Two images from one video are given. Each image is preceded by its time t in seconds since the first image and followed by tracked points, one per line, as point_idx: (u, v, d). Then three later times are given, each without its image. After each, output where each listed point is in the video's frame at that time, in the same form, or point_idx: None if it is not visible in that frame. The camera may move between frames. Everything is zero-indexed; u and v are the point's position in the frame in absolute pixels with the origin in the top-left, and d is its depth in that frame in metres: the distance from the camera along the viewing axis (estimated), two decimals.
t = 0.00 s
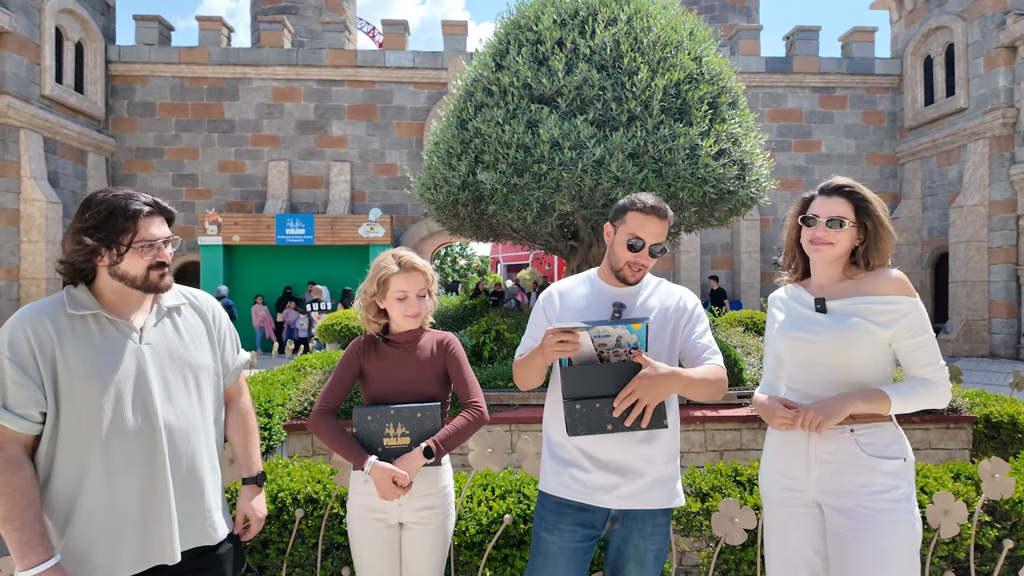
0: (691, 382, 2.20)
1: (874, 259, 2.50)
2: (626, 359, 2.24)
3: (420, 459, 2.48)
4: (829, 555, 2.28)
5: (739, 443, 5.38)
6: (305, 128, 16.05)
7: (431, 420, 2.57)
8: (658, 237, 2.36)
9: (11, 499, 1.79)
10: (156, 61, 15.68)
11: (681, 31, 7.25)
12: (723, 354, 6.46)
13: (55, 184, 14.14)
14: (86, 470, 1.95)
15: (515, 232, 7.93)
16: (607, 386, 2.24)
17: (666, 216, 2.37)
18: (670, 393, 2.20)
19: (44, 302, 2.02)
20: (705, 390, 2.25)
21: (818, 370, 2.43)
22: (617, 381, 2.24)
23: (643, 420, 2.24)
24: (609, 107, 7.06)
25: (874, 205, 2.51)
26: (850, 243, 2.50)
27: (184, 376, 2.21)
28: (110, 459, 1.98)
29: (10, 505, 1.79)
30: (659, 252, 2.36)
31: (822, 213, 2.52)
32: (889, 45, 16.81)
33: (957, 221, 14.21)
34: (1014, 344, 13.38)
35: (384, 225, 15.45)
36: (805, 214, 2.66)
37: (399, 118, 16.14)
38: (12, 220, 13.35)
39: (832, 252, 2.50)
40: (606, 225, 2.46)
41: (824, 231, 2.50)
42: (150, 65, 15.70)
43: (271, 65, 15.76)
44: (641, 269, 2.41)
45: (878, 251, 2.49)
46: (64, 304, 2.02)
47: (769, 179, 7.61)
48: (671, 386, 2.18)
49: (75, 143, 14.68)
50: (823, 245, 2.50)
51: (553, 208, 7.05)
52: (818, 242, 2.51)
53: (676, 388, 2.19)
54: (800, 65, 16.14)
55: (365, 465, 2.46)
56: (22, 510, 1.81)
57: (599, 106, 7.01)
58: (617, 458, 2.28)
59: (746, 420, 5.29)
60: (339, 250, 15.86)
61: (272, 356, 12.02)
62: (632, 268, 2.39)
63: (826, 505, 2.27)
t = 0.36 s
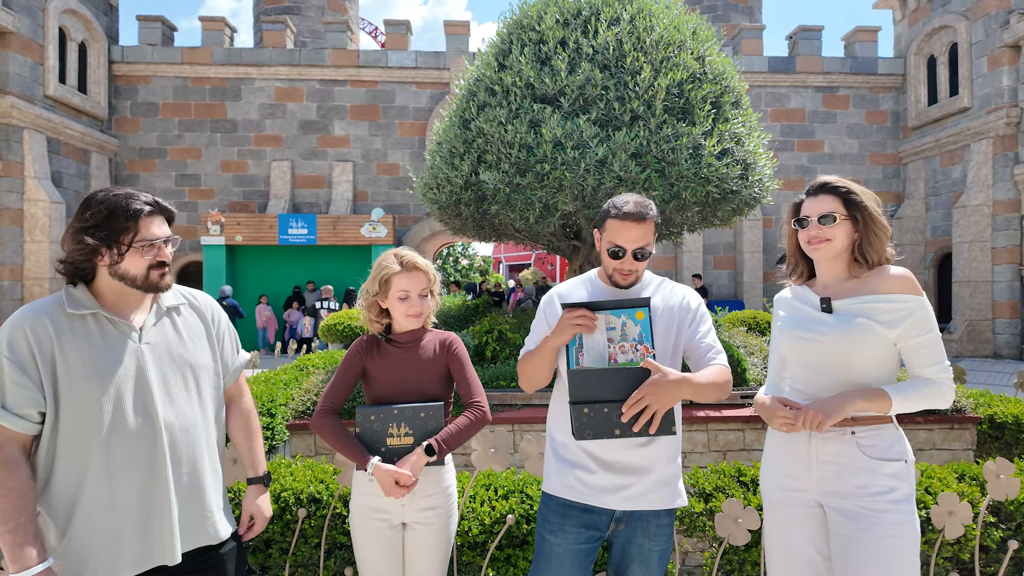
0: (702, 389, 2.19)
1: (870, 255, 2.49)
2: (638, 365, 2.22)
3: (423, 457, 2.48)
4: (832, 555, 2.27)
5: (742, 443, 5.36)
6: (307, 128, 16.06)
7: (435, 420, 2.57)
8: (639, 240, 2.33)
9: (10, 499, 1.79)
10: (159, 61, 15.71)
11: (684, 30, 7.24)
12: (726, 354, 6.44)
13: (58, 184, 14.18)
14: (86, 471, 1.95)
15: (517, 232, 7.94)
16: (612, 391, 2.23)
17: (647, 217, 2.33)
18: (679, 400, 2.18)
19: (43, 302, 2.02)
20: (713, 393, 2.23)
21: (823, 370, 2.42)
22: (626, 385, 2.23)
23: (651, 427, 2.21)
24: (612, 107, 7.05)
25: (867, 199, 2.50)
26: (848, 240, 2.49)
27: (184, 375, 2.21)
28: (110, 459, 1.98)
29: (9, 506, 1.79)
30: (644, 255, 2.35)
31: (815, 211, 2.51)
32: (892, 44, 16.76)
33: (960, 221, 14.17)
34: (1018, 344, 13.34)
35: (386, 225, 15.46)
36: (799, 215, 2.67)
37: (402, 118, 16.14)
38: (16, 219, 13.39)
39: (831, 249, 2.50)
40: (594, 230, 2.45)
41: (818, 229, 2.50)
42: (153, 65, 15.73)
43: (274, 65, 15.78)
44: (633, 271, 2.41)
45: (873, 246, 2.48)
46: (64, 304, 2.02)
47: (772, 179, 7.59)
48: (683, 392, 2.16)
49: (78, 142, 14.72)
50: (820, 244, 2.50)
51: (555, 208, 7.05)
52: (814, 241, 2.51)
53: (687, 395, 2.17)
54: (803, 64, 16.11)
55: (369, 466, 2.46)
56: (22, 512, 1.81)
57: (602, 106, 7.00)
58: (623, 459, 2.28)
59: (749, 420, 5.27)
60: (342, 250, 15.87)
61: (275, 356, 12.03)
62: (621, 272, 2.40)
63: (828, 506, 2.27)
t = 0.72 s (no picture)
0: (707, 396, 2.18)
1: (871, 254, 2.48)
2: (643, 369, 2.19)
3: (426, 457, 2.48)
4: (831, 554, 2.26)
5: (745, 443, 5.35)
6: (309, 128, 16.07)
7: (438, 419, 2.57)
8: (626, 241, 2.33)
9: (12, 498, 1.79)
10: (162, 61, 15.74)
11: (687, 29, 7.23)
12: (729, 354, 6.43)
13: (61, 184, 14.22)
14: (88, 470, 1.95)
15: (519, 232, 7.96)
16: (620, 396, 2.20)
17: (634, 218, 2.32)
18: (684, 408, 2.16)
19: (44, 301, 2.02)
20: (718, 395, 2.22)
21: (826, 372, 2.41)
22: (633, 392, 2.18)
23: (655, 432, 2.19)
24: (614, 106, 7.04)
25: (866, 197, 2.49)
26: (850, 239, 2.48)
27: (185, 374, 2.21)
28: (112, 459, 1.98)
29: (10, 505, 1.79)
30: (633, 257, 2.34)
31: (817, 211, 2.50)
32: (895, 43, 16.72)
33: (964, 221, 14.14)
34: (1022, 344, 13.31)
35: (388, 225, 15.46)
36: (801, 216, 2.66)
37: (404, 118, 16.15)
38: (19, 219, 13.43)
39: (834, 249, 2.49)
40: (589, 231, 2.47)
41: (820, 229, 2.49)
42: (156, 66, 15.75)
43: (276, 65, 15.79)
44: (626, 272, 2.41)
45: (874, 245, 2.47)
46: (65, 304, 2.02)
47: (775, 179, 7.58)
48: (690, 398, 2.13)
49: (81, 143, 14.75)
50: (823, 244, 2.49)
51: (557, 208, 7.05)
52: (817, 241, 2.50)
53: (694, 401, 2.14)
54: (805, 64, 16.08)
55: (372, 465, 2.46)
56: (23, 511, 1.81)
57: (604, 105, 6.99)
58: (626, 460, 2.27)
59: (752, 420, 5.26)
60: (344, 250, 15.88)
61: (277, 356, 12.04)
62: (613, 274, 2.41)
63: (827, 504, 2.26)
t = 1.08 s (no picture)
0: (710, 393, 2.20)
1: (871, 252, 2.49)
2: (646, 366, 2.23)
3: (429, 455, 2.49)
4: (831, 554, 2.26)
5: (747, 443, 5.35)
6: (312, 128, 16.10)
7: (440, 418, 2.58)
8: (627, 230, 2.35)
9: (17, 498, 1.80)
10: (164, 62, 15.77)
11: (689, 29, 7.22)
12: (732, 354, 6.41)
13: (65, 184, 14.27)
14: (93, 471, 1.96)
15: (522, 232, 7.95)
16: (620, 392, 2.24)
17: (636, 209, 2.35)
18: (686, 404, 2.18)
19: (49, 301, 2.03)
20: (721, 394, 2.23)
21: (824, 372, 2.40)
22: (634, 385, 2.23)
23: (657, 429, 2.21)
24: (616, 106, 7.03)
25: (865, 198, 2.47)
26: (849, 242, 2.48)
27: (189, 374, 2.21)
28: (116, 458, 1.98)
29: (15, 505, 1.80)
30: (633, 247, 2.36)
31: (815, 214, 2.50)
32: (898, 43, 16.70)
33: (967, 220, 14.11)
34: None
35: (391, 225, 15.47)
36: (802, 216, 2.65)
37: (406, 118, 16.16)
38: (23, 220, 13.49)
39: (832, 252, 2.49)
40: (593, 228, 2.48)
41: (818, 232, 2.49)
42: (159, 66, 15.79)
43: (278, 65, 15.82)
44: (628, 265, 2.42)
45: (874, 244, 2.47)
46: (69, 304, 2.03)
47: (778, 179, 7.57)
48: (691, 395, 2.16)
49: (85, 143, 14.80)
50: (821, 247, 2.50)
51: (559, 208, 7.05)
52: (815, 244, 2.50)
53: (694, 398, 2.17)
54: (808, 63, 16.05)
55: (375, 464, 2.46)
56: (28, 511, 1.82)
57: (607, 104, 6.98)
58: (627, 460, 2.27)
59: (755, 420, 5.25)
60: (346, 250, 15.91)
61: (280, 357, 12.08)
62: (614, 268, 2.42)
63: (827, 505, 2.26)
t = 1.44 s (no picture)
0: (710, 391, 2.18)
1: (868, 253, 2.48)
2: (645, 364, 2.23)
3: (431, 454, 2.50)
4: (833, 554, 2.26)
5: (748, 443, 5.34)
6: (314, 128, 16.11)
7: (442, 417, 2.58)
8: (634, 226, 2.38)
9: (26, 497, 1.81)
10: (166, 62, 15.80)
11: (691, 29, 7.21)
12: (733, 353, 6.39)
13: (67, 184, 14.31)
14: (102, 469, 1.97)
15: (523, 232, 7.95)
16: (619, 388, 2.25)
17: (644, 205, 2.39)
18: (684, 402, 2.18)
19: (56, 301, 2.03)
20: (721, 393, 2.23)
21: (822, 371, 2.41)
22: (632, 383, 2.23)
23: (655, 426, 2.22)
24: (617, 106, 7.03)
25: (859, 198, 2.47)
26: (844, 241, 2.48)
27: (194, 373, 2.22)
28: (123, 457, 1.99)
29: (25, 503, 1.81)
30: (643, 240, 2.39)
31: (809, 214, 2.51)
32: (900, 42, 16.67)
33: (969, 220, 14.09)
34: None
35: (392, 225, 15.48)
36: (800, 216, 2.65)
37: (407, 118, 16.17)
38: (26, 220, 13.54)
39: (827, 252, 2.50)
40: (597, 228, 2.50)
41: (813, 232, 2.50)
42: (161, 66, 15.82)
43: (280, 65, 15.83)
44: (639, 262, 2.44)
45: (871, 245, 2.46)
46: (77, 303, 2.03)
47: (779, 178, 7.56)
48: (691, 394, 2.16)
49: (87, 143, 14.84)
50: (815, 248, 2.51)
51: (561, 208, 7.04)
52: (810, 244, 2.52)
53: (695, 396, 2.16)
54: (810, 62, 16.03)
55: (376, 464, 2.47)
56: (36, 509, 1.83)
57: (608, 104, 6.98)
58: (626, 461, 2.27)
59: (756, 420, 5.24)
60: (348, 250, 15.93)
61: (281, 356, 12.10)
62: (620, 266, 2.44)
63: (829, 505, 2.26)
